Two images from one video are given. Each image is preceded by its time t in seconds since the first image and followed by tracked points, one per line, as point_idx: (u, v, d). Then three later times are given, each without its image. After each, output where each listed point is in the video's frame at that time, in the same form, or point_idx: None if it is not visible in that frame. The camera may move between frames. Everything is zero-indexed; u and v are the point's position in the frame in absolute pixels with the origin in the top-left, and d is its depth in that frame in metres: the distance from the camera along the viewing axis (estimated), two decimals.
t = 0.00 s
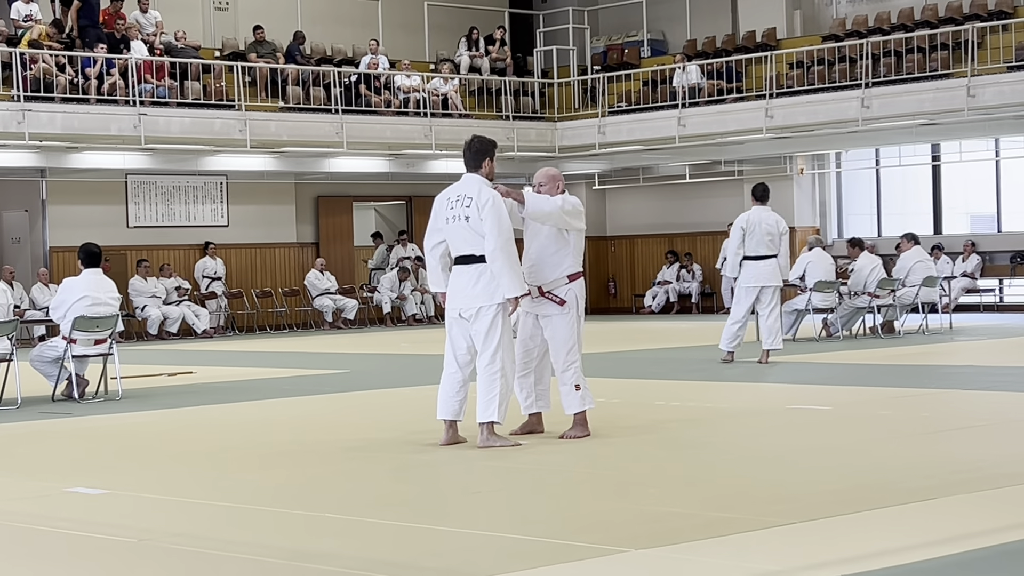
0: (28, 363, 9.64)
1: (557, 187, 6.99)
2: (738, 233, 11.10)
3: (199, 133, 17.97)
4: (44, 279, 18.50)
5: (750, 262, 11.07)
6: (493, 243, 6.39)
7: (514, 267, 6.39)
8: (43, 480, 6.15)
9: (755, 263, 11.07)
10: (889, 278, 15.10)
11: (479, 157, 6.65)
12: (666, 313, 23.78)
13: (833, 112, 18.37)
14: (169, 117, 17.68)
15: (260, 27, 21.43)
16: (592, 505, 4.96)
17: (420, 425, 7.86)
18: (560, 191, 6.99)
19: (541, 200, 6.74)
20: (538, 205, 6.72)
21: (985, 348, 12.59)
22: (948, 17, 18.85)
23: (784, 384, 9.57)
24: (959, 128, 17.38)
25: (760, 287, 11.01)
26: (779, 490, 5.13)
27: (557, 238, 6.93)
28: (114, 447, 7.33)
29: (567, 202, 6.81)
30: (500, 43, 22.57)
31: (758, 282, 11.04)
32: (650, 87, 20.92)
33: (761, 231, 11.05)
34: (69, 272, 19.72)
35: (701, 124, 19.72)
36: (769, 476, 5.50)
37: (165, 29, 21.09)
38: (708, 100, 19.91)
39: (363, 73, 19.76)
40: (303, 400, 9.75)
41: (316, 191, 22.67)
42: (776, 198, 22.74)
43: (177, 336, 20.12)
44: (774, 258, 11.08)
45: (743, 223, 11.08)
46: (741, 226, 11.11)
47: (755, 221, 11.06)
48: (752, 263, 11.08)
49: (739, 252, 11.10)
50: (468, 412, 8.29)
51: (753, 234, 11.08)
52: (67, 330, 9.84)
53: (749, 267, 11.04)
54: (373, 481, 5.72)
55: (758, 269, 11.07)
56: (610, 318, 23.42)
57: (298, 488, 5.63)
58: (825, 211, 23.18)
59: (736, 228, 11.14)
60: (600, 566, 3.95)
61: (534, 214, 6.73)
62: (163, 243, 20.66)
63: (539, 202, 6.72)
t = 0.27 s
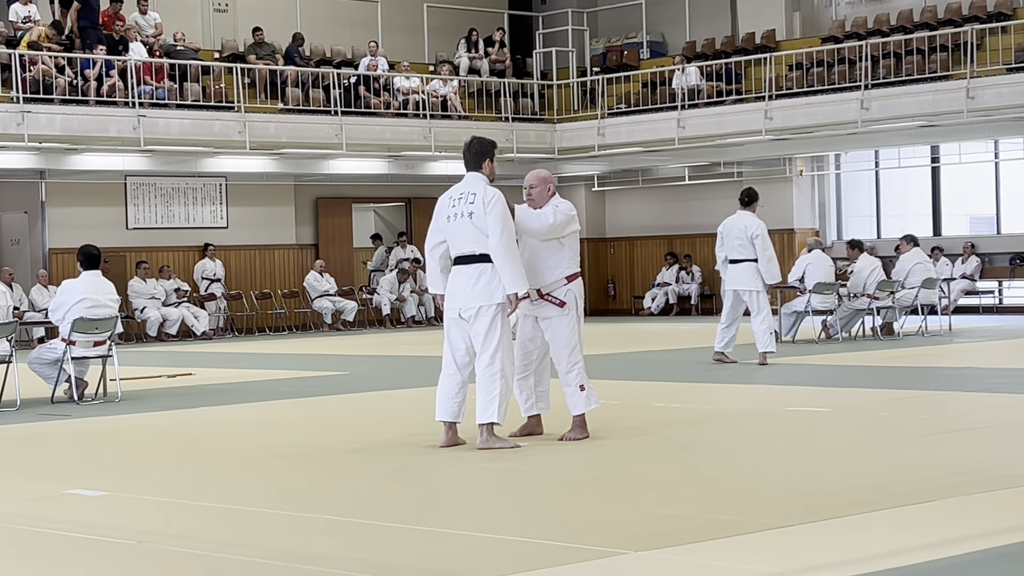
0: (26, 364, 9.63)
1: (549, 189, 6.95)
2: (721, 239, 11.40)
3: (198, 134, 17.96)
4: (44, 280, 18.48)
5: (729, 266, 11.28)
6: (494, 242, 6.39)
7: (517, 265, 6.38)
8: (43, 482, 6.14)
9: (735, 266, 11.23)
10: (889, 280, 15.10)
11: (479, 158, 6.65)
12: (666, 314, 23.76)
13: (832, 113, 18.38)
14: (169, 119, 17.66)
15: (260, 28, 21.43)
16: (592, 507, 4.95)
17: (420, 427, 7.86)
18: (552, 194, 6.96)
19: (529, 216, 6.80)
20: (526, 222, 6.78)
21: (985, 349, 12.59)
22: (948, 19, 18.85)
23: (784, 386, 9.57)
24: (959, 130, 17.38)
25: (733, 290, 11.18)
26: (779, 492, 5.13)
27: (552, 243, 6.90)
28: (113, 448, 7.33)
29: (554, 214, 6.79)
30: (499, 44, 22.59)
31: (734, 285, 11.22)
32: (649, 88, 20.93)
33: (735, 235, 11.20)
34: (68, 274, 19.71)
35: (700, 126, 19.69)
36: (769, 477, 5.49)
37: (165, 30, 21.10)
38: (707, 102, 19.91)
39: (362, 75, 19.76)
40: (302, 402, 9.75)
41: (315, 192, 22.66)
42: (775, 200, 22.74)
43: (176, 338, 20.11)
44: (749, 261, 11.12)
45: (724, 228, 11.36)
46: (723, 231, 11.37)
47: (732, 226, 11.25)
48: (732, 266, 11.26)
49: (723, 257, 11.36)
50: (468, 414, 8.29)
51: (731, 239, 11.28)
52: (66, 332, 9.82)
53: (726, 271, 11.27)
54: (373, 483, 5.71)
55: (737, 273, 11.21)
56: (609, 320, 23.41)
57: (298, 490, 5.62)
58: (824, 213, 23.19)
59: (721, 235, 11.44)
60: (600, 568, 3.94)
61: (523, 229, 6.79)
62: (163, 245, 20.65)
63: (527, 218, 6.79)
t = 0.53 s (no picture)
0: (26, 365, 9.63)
1: (549, 190, 6.95)
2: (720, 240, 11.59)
3: (198, 136, 17.94)
4: (43, 282, 18.48)
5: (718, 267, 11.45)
6: (493, 243, 6.40)
7: (517, 266, 6.39)
8: (42, 484, 6.14)
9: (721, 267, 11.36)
10: (888, 282, 15.11)
11: (476, 159, 6.64)
12: (665, 316, 23.76)
13: (832, 115, 18.39)
14: (168, 120, 17.64)
15: (260, 30, 21.44)
16: (593, 508, 4.96)
17: (419, 428, 7.85)
18: (551, 195, 6.96)
19: (526, 218, 6.83)
20: (523, 224, 6.82)
21: (985, 351, 12.58)
22: (947, 20, 18.86)
23: (783, 388, 9.56)
24: (958, 132, 17.37)
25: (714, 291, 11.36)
26: (779, 494, 5.13)
27: (549, 246, 6.90)
28: (112, 450, 7.32)
29: (551, 219, 6.78)
30: (498, 46, 22.59)
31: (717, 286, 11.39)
32: (649, 90, 20.94)
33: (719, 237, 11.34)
34: (67, 275, 19.70)
35: (700, 127, 19.66)
36: (770, 479, 5.49)
37: (164, 32, 21.12)
38: (706, 103, 19.91)
39: (362, 76, 19.76)
40: (302, 403, 9.75)
41: (315, 194, 22.66)
42: (775, 201, 22.73)
43: (175, 339, 20.11)
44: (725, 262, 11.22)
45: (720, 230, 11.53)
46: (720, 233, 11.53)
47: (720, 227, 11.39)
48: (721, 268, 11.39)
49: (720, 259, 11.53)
50: (467, 416, 8.29)
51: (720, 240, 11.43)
52: (65, 333, 9.82)
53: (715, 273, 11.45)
54: (373, 484, 5.71)
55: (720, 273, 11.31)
56: (609, 321, 23.41)
57: (297, 492, 5.62)
58: (823, 214, 23.19)
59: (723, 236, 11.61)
60: (598, 569, 3.94)
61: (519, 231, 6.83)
62: (163, 246, 20.65)
63: (524, 221, 6.83)
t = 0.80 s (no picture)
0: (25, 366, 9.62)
1: (561, 194, 6.92)
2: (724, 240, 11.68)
3: (198, 137, 17.93)
4: (43, 283, 18.47)
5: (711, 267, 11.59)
6: (489, 245, 6.40)
7: (512, 269, 6.39)
8: (42, 485, 6.14)
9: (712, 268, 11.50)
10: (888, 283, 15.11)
11: (472, 160, 6.64)
12: (665, 316, 23.77)
13: (832, 116, 18.39)
14: (167, 121, 17.62)
15: (259, 31, 21.45)
16: (592, 509, 4.96)
17: (418, 429, 7.85)
18: (562, 199, 6.93)
19: (526, 226, 6.74)
20: (522, 232, 6.74)
21: (985, 352, 12.59)
22: (946, 22, 18.87)
23: (783, 389, 9.56)
24: (957, 133, 17.38)
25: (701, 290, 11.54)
26: (779, 494, 5.13)
27: (550, 251, 6.88)
28: (111, 451, 7.32)
29: (552, 229, 6.73)
30: (497, 47, 22.60)
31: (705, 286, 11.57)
32: (648, 91, 20.95)
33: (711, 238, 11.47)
34: (67, 276, 19.69)
35: (699, 128, 19.65)
36: (769, 480, 5.49)
37: (164, 33, 21.13)
38: (706, 104, 19.91)
39: (362, 77, 19.78)
40: (301, 404, 9.75)
41: (314, 195, 22.65)
42: (774, 202, 22.72)
43: (175, 340, 20.10)
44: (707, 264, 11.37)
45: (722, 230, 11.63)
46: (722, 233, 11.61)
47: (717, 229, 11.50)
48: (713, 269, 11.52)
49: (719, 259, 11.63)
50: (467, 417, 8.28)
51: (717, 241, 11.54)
52: (64, 334, 9.82)
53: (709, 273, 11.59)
54: (373, 485, 5.71)
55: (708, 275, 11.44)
56: (609, 322, 23.40)
57: (297, 492, 5.63)
58: (823, 215, 23.19)
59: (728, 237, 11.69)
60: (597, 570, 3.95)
61: (518, 237, 6.76)
62: (162, 247, 20.64)
63: (524, 228, 6.74)
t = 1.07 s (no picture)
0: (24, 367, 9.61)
1: (572, 199, 6.83)
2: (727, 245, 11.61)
3: (197, 138, 17.93)
4: (43, 284, 18.47)
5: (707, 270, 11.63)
6: (489, 247, 6.39)
7: (512, 270, 6.39)
8: (42, 486, 6.14)
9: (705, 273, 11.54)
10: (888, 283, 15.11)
11: (471, 159, 6.64)
12: (664, 317, 23.78)
13: (831, 117, 18.38)
14: (167, 122, 17.62)
15: (259, 32, 21.46)
16: (592, 510, 4.96)
17: (418, 430, 7.85)
18: (571, 205, 6.84)
19: (527, 231, 6.72)
20: (522, 236, 6.72)
21: (985, 353, 12.59)
22: (945, 23, 18.88)
23: (783, 389, 9.56)
24: (956, 134, 17.40)
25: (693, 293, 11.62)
26: (779, 495, 5.13)
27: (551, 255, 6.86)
28: (111, 452, 7.32)
29: (552, 237, 6.71)
30: (497, 48, 22.59)
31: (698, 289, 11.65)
32: (647, 92, 20.96)
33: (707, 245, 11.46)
34: (66, 277, 19.69)
35: (699, 129, 19.64)
36: (770, 481, 5.49)
37: (163, 34, 21.13)
38: (705, 105, 19.92)
39: (361, 78, 19.79)
40: (301, 405, 9.75)
41: (313, 196, 22.65)
42: (773, 203, 22.70)
43: (174, 341, 20.11)
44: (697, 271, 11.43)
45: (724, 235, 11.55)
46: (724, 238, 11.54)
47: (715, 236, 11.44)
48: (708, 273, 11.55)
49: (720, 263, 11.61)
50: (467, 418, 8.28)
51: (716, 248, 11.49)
52: (64, 335, 9.81)
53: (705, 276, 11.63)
54: (373, 486, 5.71)
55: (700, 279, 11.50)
56: (609, 323, 23.40)
57: (296, 493, 5.63)
58: (822, 216, 23.18)
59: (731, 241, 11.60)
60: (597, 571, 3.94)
61: (519, 242, 6.76)
62: (162, 248, 20.65)
63: (523, 233, 6.72)
